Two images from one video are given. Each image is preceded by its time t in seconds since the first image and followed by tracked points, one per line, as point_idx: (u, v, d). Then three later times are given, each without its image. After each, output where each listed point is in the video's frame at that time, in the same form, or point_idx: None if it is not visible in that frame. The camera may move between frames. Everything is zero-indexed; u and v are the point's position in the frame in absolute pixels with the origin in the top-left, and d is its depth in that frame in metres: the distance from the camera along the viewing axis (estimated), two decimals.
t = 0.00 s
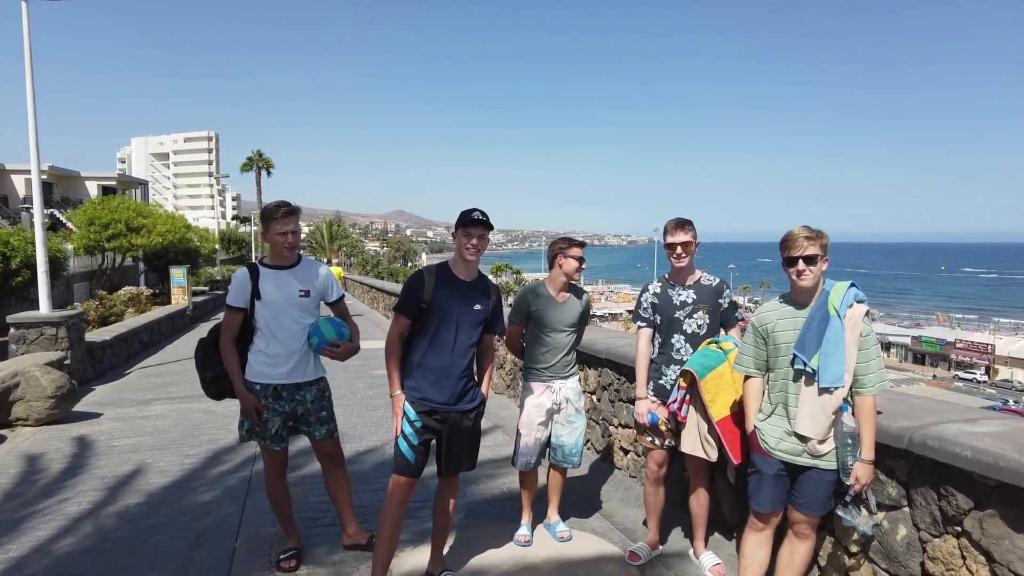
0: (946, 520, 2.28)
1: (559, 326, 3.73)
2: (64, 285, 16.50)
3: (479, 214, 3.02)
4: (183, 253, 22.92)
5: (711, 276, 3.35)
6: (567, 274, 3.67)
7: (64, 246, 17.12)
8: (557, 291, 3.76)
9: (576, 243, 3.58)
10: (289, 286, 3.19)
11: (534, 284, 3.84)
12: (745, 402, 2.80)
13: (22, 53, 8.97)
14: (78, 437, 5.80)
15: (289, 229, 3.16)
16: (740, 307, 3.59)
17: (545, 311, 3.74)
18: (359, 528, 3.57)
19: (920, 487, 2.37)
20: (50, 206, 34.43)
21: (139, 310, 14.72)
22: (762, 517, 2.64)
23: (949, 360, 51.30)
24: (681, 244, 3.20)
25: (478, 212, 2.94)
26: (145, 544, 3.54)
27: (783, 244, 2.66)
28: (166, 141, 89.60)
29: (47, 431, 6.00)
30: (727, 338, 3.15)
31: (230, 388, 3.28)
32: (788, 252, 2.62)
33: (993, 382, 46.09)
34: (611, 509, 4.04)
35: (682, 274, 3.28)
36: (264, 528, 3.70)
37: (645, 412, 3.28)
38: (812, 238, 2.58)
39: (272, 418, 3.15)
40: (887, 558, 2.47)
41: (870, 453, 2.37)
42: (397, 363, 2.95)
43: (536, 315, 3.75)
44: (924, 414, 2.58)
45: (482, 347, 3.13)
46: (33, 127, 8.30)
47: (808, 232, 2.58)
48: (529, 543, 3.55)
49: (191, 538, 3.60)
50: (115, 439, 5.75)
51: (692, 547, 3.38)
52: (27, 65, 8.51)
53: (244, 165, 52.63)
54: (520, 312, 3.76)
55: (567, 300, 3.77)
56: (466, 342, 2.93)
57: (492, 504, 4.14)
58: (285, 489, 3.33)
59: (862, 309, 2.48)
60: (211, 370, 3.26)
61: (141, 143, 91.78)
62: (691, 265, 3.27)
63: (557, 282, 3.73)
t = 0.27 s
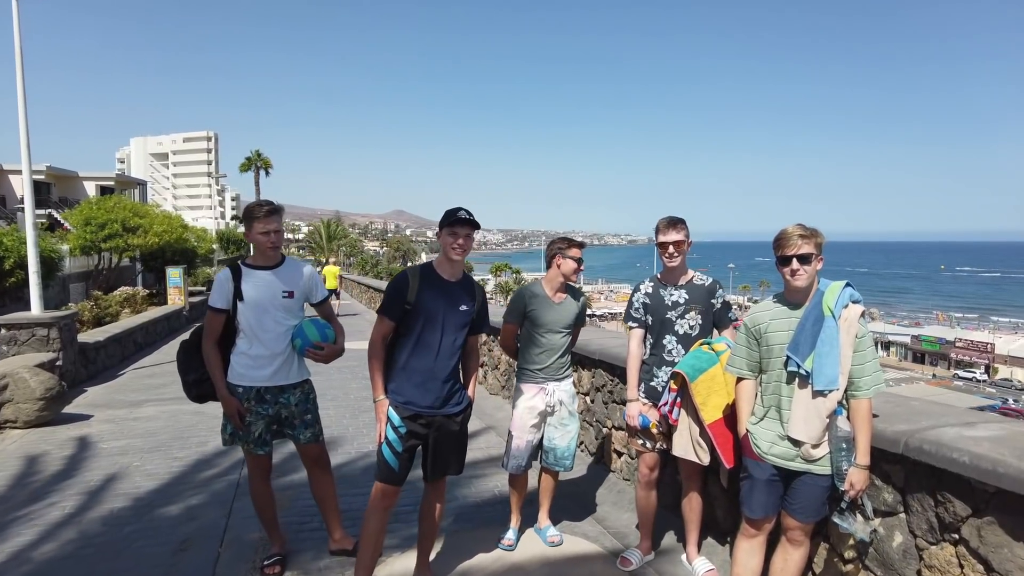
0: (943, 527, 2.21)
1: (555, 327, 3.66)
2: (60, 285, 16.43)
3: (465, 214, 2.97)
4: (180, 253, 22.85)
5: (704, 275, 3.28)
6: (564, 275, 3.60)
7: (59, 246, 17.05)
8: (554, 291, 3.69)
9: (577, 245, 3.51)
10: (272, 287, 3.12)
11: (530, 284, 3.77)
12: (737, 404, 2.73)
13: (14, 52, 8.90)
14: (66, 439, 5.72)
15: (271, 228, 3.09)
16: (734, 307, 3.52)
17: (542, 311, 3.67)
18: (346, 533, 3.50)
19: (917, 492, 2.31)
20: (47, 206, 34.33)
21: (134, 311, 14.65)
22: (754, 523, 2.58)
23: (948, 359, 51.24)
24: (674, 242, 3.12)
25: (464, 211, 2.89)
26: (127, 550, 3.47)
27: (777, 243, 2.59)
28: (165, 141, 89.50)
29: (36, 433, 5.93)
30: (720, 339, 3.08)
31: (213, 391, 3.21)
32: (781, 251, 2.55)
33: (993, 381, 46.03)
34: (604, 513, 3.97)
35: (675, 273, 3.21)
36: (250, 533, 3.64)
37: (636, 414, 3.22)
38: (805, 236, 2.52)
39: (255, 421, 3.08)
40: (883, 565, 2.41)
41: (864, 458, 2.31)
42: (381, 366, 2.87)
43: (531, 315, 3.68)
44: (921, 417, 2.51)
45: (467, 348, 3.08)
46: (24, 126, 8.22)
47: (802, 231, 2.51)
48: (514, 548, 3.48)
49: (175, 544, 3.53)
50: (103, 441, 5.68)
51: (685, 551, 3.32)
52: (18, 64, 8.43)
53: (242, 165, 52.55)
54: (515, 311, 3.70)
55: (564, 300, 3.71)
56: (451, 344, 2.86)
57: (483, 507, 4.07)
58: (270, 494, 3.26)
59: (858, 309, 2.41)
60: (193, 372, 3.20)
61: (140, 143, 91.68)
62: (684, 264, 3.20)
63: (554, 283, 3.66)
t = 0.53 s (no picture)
0: (940, 535, 2.14)
1: (547, 327, 3.59)
2: (56, 285, 16.37)
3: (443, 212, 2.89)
4: (178, 253, 22.80)
5: (696, 274, 3.21)
6: (556, 275, 3.54)
7: (55, 246, 17.00)
8: (546, 291, 3.63)
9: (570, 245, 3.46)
10: (254, 287, 3.05)
11: (522, 284, 3.70)
12: (729, 408, 2.67)
13: (5, 52, 8.84)
14: (54, 441, 5.65)
15: (253, 227, 3.02)
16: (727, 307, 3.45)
17: (534, 311, 3.60)
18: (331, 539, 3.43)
19: (913, 498, 2.23)
20: (45, 206, 34.27)
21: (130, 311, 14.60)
22: (746, 529, 2.50)
23: (949, 358, 51.16)
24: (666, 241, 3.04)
25: (443, 209, 2.82)
26: (109, 556, 3.40)
27: (770, 241, 2.52)
28: (165, 141, 89.45)
29: (24, 435, 5.87)
30: (712, 341, 3.01)
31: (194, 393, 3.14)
32: (774, 249, 2.47)
33: (993, 381, 45.95)
34: (596, 517, 3.90)
35: (667, 272, 3.13)
36: (234, 538, 3.57)
37: (626, 416, 3.16)
38: (799, 234, 2.44)
39: (237, 424, 3.01)
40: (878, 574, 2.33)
41: (860, 464, 2.23)
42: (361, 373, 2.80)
43: (522, 316, 3.62)
44: (918, 420, 2.44)
45: (451, 349, 3.01)
46: (15, 126, 8.16)
47: (796, 227, 2.43)
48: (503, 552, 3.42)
49: (158, 549, 3.47)
50: (91, 444, 5.61)
51: (677, 557, 3.25)
52: (9, 63, 8.37)
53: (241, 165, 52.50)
54: (506, 311, 3.63)
55: (557, 301, 3.65)
56: (432, 348, 2.79)
57: (473, 511, 4.01)
58: (253, 498, 3.19)
59: (853, 309, 2.33)
60: (174, 374, 3.12)
61: (140, 143, 91.64)
62: (677, 263, 3.13)
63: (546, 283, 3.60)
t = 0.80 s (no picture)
0: (939, 538, 2.09)
1: (541, 327, 3.54)
2: (53, 285, 16.33)
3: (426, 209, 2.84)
4: (176, 253, 22.75)
5: (691, 273, 3.16)
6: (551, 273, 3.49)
7: (53, 246, 16.95)
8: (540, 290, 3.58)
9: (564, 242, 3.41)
10: (243, 285, 3.00)
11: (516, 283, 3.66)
12: (723, 408, 2.61)
13: None
14: (46, 441, 5.60)
15: (241, 224, 2.96)
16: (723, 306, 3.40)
17: (528, 310, 3.55)
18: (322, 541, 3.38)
19: (912, 501, 2.18)
20: (44, 206, 34.23)
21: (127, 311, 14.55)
22: (741, 532, 2.46)
23: (949, 358, 51.10)
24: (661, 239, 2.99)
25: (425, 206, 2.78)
26: (95, 558, 3.35)
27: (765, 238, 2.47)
28: (164, 141, 89.39)
29: (16, 435, 5.82)
30: (707, 340, 2.96)
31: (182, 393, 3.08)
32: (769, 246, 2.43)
33: (993, 381, 45.89)
34: (592, 518, 3.86)
35: (662, 270, 3.08)
36: (224, 540, 3.52)
37: (620, 417, 3.11)
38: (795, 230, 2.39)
39: (225, 425, 2.96)
40: None
41: (857, 465, 2.18)
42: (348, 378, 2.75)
43: (515, 315, 3.57)
44: (916, 421, 2.39)
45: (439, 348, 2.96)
46: (9, 124, 8.11)
47: (792, 223, 2.37)
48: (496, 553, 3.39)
49: (146, 551, 3.42)
50: (83, 444, 5.56)
51: (673, 560, 3.20)
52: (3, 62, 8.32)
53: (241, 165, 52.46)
54: (499, 310, 3.59)
55: (550, 300, 3.59)
56: (419, 349, 2.74)
57: (467, 513, 3.96)
58: (243, 500, 3.14)
59: (850, 308, 2.28)
60: (161, 374, 3.07)
61: (139, 143, 91.53)
62: (671, 260, 3.07)
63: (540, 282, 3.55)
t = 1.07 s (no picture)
0: (937, 540, 2.08)
1: (538, 328, 3.54)
2: (53, 285, 16.33)
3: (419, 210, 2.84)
4: (176, 253, 22.75)
5: (690, 274, 3.16)
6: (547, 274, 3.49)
7: (53, 246, 16.95)
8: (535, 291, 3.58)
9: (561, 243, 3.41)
10: (241, 286, 2.99)
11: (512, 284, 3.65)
12: (721, 410, 2.61)
13: None
14: (44, 442, 5.60)
15: (240, 225, 2.96)
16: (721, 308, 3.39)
17: (525, 311, 3.54)
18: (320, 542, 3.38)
19: (910, 503, 2.18)
20: (44, 206, 34.24)
21: (127, 311, 14.55)
22: (739, 534, 2.45)
23: (949, 360, 51.09)
24: (660, 240, 3.00)
25: (419, 207, 2.78)
26: (93, 558, 3.35)
27: (764, 239, 2.46)
28: (165, 141, 89.40)
29: (15, 435, 5.81)
30: (705, 341, 2.95)
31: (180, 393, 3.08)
32: (769, 247, 2.42)
33: (993, 382, 45.87)
34: (590, 520, 3.85)
35: (660, 271, 3.09)
36: (221, 541, 3.52)
37: (618, 418, 3.10)
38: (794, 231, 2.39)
39: (222, 425, 2.95)
40: None
41: (854, 467, 2.17)
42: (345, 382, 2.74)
43: (511, 316, 3.57)
44: (914, 422, 2.38)
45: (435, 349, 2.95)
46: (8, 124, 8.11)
47: (791, 225, 2.37)
48: (494, 555, 3.39)
49: (143, 552, 3.41)
50: (82, 444, 5.56)
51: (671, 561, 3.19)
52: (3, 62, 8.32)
53: (241, 165, 52.47)
54: (496, 312, 3.58)
55: (548, 301, 3.59)
56: (415, 351, 2.73)
57: (465, 514, 3.95)
58: (240, 501, 3.13)
59: (848, 310, 2.27)
60: (158, 374, 3.06)
61: (139, 143, 91.59)
62: (670, 262, 3.07)
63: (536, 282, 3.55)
